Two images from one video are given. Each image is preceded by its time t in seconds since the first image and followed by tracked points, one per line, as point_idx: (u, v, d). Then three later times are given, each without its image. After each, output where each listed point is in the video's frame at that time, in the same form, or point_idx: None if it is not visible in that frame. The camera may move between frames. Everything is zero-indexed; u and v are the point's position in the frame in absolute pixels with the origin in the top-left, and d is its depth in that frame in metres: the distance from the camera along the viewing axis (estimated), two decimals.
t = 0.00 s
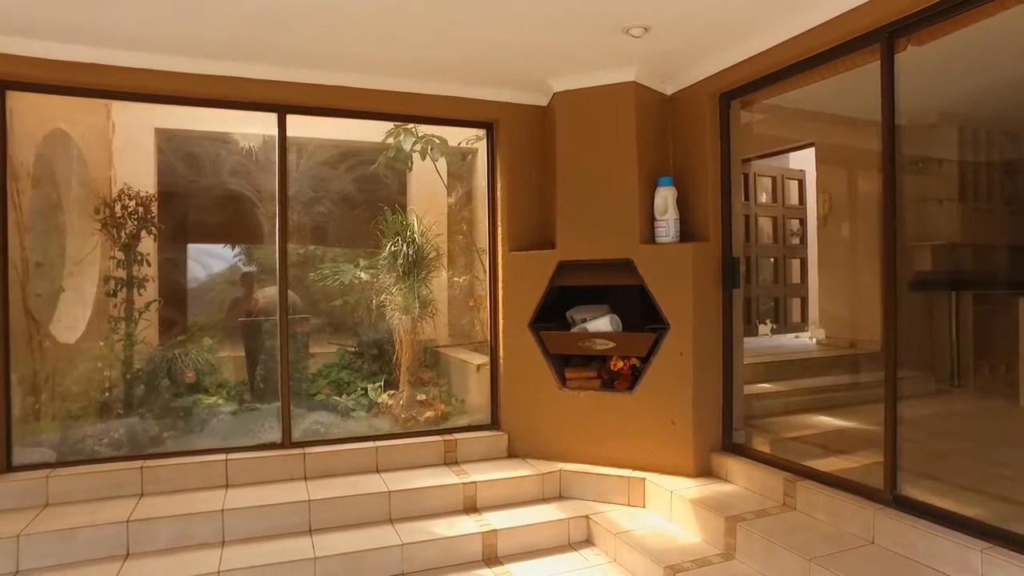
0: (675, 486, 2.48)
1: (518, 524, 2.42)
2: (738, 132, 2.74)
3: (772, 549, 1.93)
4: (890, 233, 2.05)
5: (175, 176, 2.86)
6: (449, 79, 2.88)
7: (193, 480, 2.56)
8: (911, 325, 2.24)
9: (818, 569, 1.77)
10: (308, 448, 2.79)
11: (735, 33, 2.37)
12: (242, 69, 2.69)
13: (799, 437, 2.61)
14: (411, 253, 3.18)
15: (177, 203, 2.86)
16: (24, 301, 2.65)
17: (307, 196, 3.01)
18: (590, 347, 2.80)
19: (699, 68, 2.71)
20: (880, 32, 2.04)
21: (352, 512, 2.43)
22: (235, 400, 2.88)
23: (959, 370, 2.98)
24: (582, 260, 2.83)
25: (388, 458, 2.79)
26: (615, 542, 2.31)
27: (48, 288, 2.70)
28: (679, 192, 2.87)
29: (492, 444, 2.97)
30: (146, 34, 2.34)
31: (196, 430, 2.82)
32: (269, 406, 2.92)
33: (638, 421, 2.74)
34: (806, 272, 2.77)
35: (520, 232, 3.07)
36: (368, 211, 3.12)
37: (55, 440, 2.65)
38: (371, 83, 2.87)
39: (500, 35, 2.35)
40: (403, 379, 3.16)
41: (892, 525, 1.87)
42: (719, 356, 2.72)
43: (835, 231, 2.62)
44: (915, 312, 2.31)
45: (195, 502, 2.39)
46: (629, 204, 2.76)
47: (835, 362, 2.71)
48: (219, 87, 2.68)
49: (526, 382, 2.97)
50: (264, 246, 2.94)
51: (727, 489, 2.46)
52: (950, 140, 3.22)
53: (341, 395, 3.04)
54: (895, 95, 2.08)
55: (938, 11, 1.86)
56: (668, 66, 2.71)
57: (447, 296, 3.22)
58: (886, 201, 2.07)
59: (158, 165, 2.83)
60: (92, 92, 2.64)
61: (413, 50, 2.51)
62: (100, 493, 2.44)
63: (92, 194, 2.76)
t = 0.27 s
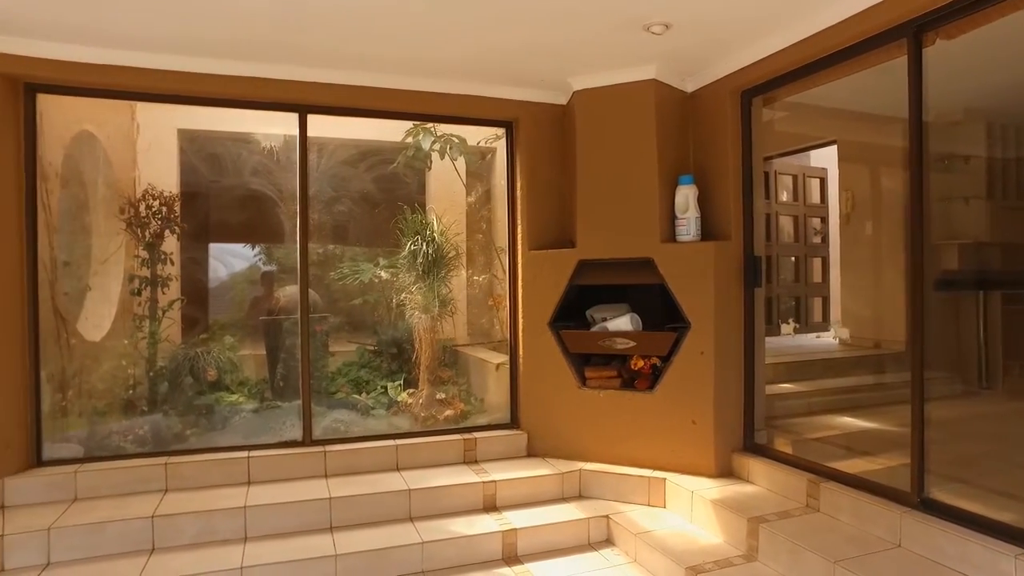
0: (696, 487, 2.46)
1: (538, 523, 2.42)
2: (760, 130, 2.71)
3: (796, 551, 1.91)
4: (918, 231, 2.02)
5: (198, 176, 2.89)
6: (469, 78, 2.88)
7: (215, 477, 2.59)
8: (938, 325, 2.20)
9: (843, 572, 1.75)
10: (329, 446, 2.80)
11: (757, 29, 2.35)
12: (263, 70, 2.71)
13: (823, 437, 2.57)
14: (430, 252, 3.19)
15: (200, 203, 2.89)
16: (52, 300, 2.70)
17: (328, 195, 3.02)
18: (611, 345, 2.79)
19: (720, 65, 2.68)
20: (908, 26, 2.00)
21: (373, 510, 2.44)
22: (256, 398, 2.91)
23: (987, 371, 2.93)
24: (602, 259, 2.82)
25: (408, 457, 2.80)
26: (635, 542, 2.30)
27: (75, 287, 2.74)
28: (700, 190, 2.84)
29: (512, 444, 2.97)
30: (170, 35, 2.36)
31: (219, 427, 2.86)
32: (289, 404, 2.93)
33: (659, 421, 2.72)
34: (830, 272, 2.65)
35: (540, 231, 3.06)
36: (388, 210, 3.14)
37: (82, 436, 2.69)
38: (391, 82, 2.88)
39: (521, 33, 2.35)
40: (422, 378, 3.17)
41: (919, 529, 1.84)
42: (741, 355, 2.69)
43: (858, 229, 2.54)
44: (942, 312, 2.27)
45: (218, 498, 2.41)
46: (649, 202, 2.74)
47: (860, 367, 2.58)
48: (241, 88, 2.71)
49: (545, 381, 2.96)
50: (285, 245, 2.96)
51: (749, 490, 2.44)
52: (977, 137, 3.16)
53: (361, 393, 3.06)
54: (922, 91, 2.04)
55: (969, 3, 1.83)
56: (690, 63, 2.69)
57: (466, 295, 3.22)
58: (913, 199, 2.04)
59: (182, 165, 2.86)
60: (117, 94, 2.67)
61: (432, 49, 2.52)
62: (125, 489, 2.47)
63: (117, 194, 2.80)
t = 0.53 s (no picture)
0: (719, 487, 2.44)
1: (560, 522, 2.42)
2: (783, 127, 2.67)
3: (821, 554, 1.89)
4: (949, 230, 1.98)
5: (222, 176, 2.92)
6: (490, 77, 2.88)
7: (240, 474, 2.61)
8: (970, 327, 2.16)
9: None
10: (351, 444, 2.82)
11: (782, 26, 2.32)
12: (286, 70, 2.73)
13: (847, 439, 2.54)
14: (452, 252, 3.20)
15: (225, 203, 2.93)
16: (82, 299, 2.74)
17: (350, 195, 3.04)
18: (633, 345, 2.78)
19: (743, 63, 2.66)
20: (938, 19, 1.97)
21: (395, 508, 2.46)
22: (279, 396, 2.94)
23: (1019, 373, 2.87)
24: (624, 258, 2.81)
25: (429, 455, 2.80)
26: (657, 543, 2.29)
27: (103, 286, 2.78)
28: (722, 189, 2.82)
29: (533, 443, 2.97)
30: (195, 37, 2.39)
31: (243, 425, 2.89)
32: (310, 402, 2.95)
33: (681, 421, 2.70)
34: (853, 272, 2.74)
35: (562, 230, 3.05)
36: (410, 210, 3.15)
37: (110, 432, 2.74)
38: (413, 82, 2.89)
39: (542, 31, 2.34)
40: (443, 377, 3.18)
41: (949, 533, 1.80)
42: (765, 355, 2.66)
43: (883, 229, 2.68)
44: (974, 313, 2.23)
45: (242, 495, 2.43)
46: (672, 201, 2.72)
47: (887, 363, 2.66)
48: (264, 89, 2.73)
49: (567, 379, 2.96)
50: (307, 245, 2.98)
51: (773, 491, 2.41)
52: (1009, 132, 3.10)
53: (382, 392, 3.07)
54: (952, 87, 2.01)
55: None
56: (712, 60, 2.67)
57: (487, 294, 3.22)
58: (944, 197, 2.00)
59: (206, 165, 2.89)
60: (144, 96, 2.71)
61: (454, 49, 2.52)
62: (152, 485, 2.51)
63: (143, 195, 2.84)
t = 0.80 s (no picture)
0: (743, 488, 2.41)
1: (583, 522, 2.41)
2: (809, 124, 2.63)
3: (849, 558, 1.86)
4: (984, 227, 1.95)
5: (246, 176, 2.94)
6: (512, 76, 2.87)
7: (265, 472, 2.63)
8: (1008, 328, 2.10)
9: None
10: (374, 443, 2.83)
11: (809, 22, 2.29)
12: (310, 71, 2.75)
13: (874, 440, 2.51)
14: (474, 251, 3.20)
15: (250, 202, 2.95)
16: (111, 298, 2.78)
17: (373, 194, 3.05)
18: (656, 345, 2.76)
19: (768, 59, 2.62)
20: (974, 11, 1.93)
21: (418, 506, 2.46)
22: (302, 394, 2.96)
23: None
24: (648, 257, 2.80)
25: (452, 454, 2.81)
26: (681, 545, 2.27)
27: (132, 285, 2.83)
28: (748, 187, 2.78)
29: (555, 443, 2.96)
30: (221, 39, 2.42)
31: (268, 423, 2.92)
32: (332, 400, 2.97)
33: (705, 422, 2.68)
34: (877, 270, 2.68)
35: (585, 229, 3.04)
36: (432, 209, 3.16)
37: (138, 429, 2.78)
38: (435, 82, 2.89)
39: (565, 29, 2.33)
40: (465, 376, 3.18)
41: (983, 539, 1.77)
42: (791, 356, 2.62)
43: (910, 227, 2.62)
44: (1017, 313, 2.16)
45: (267, 492, 2.46)
46: (696, 200, 2.70)
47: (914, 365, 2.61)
48: (288, 90, 2.75)
49: (590, 379, 2.95)
50: (330, 244, 3.00)
51: (799, 493, 2.38)
52: None
53: (404, 391, 3.08)
54: (986, 82, 1.96)
55: None
56: (737, 57, 2.64)
57: (509, 293, 3.22)
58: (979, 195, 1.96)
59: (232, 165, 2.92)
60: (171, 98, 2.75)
61: (477, 48, 2.52)
62: (179, 481, 2.54)
63: (170, 194, 2.88)
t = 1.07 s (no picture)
0: (773, 491, 2.37)
1: (609, 524, 2.39)
2: (839, 120, 2.58)
3: (883, 564, 1.82)
4: None
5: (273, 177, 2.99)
6: (537, 75, 2.86)
7: (291, 470, 2.64)
8: None
9: None
10: (399, 441, 2.83)
11: (840, 16, 2.24)
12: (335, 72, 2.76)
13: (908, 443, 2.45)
14: (498, 250, 3.20)
15: (277, 202, 3.00)
16: (141, 297, 2.81)
17: (399, 194, 3.06)
18: (683, 345, 2.73)
19: (797, 55, 2.57)
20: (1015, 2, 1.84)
21: (443, 506, 2.46)
22: (329, 394, 2.98)
23: None
24: (674, 256, 2.76)
25: (477, 454, 2.80)
26: (709, 547, 2.24)
27: (162, 284, 2.87)
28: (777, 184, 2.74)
29: (581, 443, 2.95)
30: (248, 41, 2.43)
31: (293, 421, 2.93)
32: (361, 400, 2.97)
33: (733, 423, 2.64)
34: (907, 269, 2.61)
35: (611, 228, 3.02)
36: (457, 209, 3.17)
37: (168, 426, 2.81)
38: (460, 81, 2.88)
39: (591, 26, 2.31)
40: (490, 375, 3.19)
41: None
42: (821, 356, 2.57)
43: (943, 225, 2.56)
44: None
45: (294, 490, 2.47)
46: (724, 198, 2.66)
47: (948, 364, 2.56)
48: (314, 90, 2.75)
49: (615, 379, 2.93)
50: (354, 244, 3.01)
51: (829, 496, 2.34)
52: None
53: (428, 390, 3.09)
54: None
55: None
56: (766, 53, 2.59)
57: (534, 293, 3.22)
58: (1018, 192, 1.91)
59: (261, 167, 2.97)
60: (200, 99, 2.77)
61: (502, 47, 2.51)
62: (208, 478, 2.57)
63: (198, 194, 2.92)
